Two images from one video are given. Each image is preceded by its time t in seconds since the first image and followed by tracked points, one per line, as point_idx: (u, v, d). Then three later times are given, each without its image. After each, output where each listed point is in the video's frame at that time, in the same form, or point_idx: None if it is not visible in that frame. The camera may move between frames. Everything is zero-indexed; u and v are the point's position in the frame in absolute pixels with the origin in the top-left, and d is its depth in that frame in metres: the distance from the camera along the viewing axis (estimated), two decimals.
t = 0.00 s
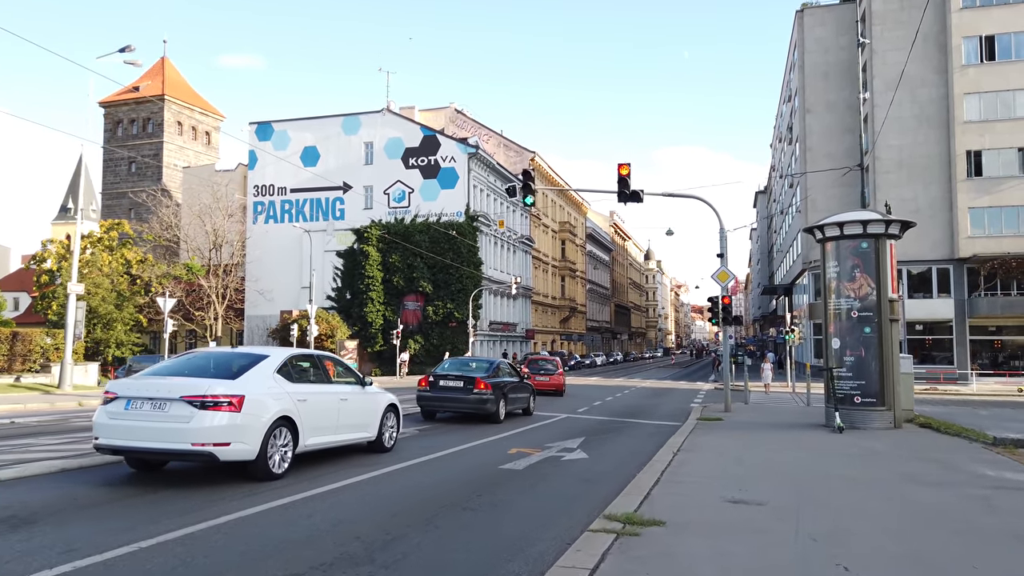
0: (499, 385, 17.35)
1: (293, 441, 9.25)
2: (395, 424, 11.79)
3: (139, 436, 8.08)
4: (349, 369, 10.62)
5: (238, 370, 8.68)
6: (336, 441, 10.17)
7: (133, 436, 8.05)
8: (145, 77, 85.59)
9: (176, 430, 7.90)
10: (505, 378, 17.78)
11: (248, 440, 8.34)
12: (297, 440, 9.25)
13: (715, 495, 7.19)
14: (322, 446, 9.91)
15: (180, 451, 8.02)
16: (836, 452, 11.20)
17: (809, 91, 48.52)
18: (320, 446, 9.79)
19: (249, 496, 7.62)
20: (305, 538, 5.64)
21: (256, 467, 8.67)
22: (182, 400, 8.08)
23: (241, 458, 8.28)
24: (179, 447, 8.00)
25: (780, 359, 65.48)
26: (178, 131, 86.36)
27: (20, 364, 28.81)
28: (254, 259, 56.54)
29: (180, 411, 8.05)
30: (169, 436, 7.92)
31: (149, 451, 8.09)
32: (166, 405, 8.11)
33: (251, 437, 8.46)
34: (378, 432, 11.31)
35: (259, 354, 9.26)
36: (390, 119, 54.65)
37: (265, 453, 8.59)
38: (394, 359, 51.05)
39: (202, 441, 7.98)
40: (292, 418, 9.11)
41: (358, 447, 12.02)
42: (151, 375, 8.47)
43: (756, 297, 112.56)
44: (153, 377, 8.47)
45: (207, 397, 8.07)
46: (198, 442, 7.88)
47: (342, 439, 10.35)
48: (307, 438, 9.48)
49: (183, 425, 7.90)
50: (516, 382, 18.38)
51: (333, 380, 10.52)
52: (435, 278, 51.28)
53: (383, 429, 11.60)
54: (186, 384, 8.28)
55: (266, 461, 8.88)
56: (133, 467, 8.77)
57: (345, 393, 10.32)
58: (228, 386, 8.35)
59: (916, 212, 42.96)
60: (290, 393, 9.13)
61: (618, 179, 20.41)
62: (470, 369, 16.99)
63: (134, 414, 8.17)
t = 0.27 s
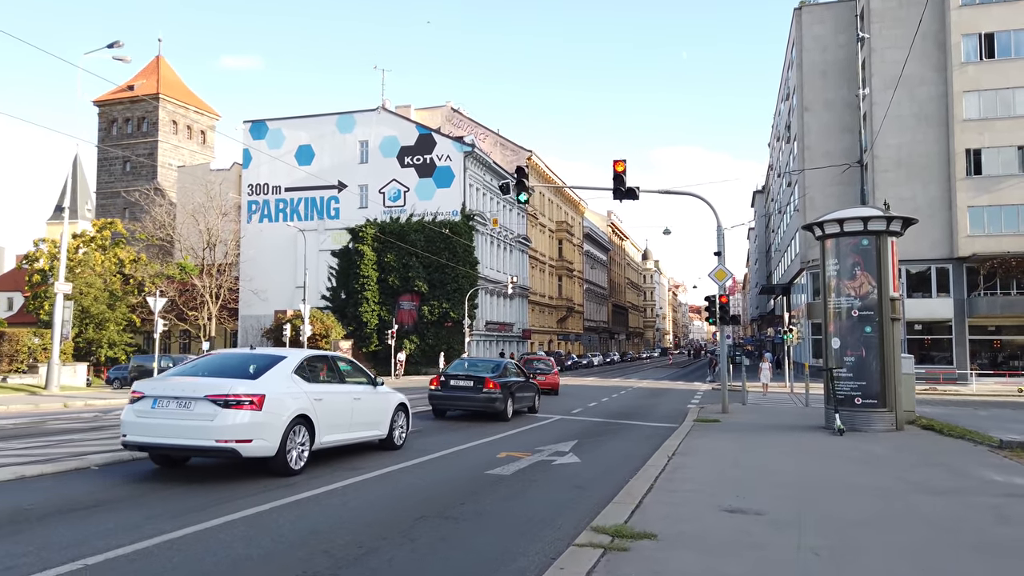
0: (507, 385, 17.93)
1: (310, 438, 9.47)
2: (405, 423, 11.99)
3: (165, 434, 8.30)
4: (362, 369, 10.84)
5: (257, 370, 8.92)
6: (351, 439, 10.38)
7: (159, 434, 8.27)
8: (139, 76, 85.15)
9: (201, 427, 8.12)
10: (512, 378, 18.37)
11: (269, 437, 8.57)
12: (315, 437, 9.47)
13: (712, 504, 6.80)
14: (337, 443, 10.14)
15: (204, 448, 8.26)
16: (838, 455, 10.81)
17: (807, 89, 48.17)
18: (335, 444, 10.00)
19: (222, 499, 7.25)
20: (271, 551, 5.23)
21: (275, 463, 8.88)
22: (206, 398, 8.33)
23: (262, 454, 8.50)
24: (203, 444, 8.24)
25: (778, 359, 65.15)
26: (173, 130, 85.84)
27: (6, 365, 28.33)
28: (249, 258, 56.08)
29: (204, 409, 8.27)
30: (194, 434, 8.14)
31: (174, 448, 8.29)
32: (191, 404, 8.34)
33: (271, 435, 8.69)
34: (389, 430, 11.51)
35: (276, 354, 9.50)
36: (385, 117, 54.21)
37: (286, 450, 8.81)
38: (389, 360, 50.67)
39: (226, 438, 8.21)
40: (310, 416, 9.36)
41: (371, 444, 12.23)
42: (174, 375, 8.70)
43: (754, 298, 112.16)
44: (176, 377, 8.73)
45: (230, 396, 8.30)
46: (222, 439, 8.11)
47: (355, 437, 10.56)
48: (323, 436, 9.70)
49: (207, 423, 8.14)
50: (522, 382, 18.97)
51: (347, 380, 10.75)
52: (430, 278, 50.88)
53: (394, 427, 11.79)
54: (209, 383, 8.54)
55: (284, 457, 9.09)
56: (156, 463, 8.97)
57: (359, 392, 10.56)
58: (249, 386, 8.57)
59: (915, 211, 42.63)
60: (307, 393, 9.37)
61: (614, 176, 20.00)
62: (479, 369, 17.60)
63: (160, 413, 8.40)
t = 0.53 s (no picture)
0: (514, 383, 18.94)
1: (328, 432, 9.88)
2: (416, 420, 12.39)
3: (195, 428, 8.72)
4: (375, 367, 11.20)
5: (280, 368, 9.32)
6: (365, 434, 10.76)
7: (189, 428, 8.70)
8: (135, 74, 84.77)
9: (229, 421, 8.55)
10: (519, 376, 19.39)
11: (290, 431, 8.96)
12: (332, 432, 9.87)
13: (707, 510, 6.43)
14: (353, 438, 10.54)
15: (231, 442, 8.65)
16: (838, 457, 10.42)
17: (806, 87, 47.83)
18: (352, 438, 10.40)
19: (191, 502, 6.89)
20: (227, 562, 4.84)
21: (298, 455, 9.27)
22: (232, 394, 8.73)
23: (284, 448, 8.89)
24: (231, 437, 8.67)
25: (776, 359, 64.84)
26: (169, 128, 85.41)
27: None
28: (243, 257, 55.63)
29: (230, 405, 8.69)
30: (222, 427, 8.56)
31: (202, 442, 8.71)
32: (218, 399, 8.76)
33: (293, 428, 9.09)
34: (401, 426, 11.93)
35: (296, 353, 9.90)
36: (381, 115, 53.78)
37: (307, 443, 9.25)
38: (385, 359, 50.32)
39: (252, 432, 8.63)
40: (329, 412, 9.79)
41: (383, 441, 12.63)
42: (201, 372, 9.13)
43: (753, 298, 111.70)
44: (203, 373, 9.14)
45: (255, 392, 8.72)
46: (248, 433, 8.51)
47: (369, 432, 10.93)
48: (339, 431, 10.09)
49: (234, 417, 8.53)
50: (528, 379, 19.95)
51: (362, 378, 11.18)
52: (426, 277, 50.48)
53: (405, 422, 12.15)
54: (235, 380, 8.96)
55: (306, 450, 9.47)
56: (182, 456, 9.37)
57: (373, 389, 10.98)
58: (273, 382, 9.00)
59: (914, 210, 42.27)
60: (327, 389, 9.80)
61: (610, 171, 19.61)
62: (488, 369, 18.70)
63: (188, 408, 8.83)
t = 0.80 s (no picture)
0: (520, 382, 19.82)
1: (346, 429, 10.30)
2: (427, 417, 12.78)
3: (223, 424, 9.17)
4: (391, 367, 11.61)
5: (301, 367, 9.75)
6: (380, 432, 11.15)
7: (217, 424, 9.14)
8: (129, 73, 84.37)
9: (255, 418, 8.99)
10: (525, 375, 20.29)
11: (312, 428, 9.40)
12: (349, 429, 10.28)
13: (698, 521, 6.01)
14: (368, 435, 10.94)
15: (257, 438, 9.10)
16: (838, 461, 10.00)
17: (804, 85, 47.47)
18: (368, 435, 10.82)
19: (151, 507, 6.48)
20: None
21: (319, 451, 9.70)
22: (258, 393, 9.18)
23: (307, 443, 9.33)
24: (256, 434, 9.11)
25: (775, 359, 64.51)
26: (164, 127, 84.94)
27: None
28: (238, 256, 55.14)
29: (257, 402, 9.12)
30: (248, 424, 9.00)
31: (230, 437, 9.15)
32: (245, 397, 9.19)
33: (314, 426, 9.54)
34: (413, 423, 12.36)
35: (315, 354, 10.33)
36: (376, 114, 53.35)
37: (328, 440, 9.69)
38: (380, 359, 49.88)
39: (276, 428, 9.07)
40: (348, 410, 10.21)
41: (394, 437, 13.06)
42: (228, 372, 9.56)
43: (751, 298, 111.31)
44: (230, 373, 9.59)
45: (280, 391, 9.15)
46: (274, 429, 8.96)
47: (384, 430, 11.32)
48: (357, 428, 10.52)
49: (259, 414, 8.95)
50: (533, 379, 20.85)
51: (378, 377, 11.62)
52: (422, 276, 50.05)
53: (417, 420, 12.51)
54: (260, 379, 9.41)
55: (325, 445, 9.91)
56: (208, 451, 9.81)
57: (388, 389, 11.41)
58: (295, 381, 9.42)
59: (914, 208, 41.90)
60: (345, 388, 10.22)
61: (604, 167, 19.20)
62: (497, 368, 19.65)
63: (216, 406, 9.26)
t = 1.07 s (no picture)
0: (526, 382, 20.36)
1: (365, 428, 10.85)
2: (439, 416, 13.28)
3: (251, 423, 9.72)
4: (406, 368, 12.16)
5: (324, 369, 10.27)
6: (396, 431, 11.68)
7: (245, 423, 9.68)
8: (124, 73, 84.02)
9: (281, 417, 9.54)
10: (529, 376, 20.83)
11: (334, 426, 9.93)
12: (369, 428, 10.81)
13: (688, 536, 5.60)
14: (385, 433, 11.47)
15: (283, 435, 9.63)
16: (837, 467, 9.63)
17: (803, 84, 47.09)
18: (385, 433, 11.35)
19: (108, 519, 6.09)
20: None
21: (341, 448, 10.22)
22: (285, 393, 9.71)
23: (330, 441, 9.85)
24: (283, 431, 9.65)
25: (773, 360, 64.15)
26: (160, 127, 84.52)
27: None
28: (232, 256, 54.72)
29: (283, 402, 9.66)
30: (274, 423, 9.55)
31: (257, 436, 9.69)
32: (272, 397, 9.75)
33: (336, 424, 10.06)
34: (426, 422, 12.90)
35: (336, 356, 10.84)
36: (371, 113, 52.91)
37: (348, 437, 10.23)
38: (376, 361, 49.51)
39: (302, 427, 9.60)
40: (366, 409, 10.76)
41: (408, 436, 13.61)
42: (256, 373, 10.11)
43: (749, 299, 110.99)
44: (257, 374, 10.11)
45: (305, 391, 9.72)
46: (300, 428, 9.49)
47: (400, 429, 11.84)
48: (375, 426, 11.08)
49: (286, 413, 9.52)
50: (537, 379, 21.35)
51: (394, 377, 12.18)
52: (417, 276, 49.65)
53: (429, 420, 13.01)
54: (286, 380, 9.94)
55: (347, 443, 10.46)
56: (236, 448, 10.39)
57: (403, 389, 11.95)
58: (318, 382, 9.95)
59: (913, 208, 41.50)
60: (364, 389, 10.76)
61: (598, 164, 18.78)
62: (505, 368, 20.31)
63: (245, 405, 9.81)
